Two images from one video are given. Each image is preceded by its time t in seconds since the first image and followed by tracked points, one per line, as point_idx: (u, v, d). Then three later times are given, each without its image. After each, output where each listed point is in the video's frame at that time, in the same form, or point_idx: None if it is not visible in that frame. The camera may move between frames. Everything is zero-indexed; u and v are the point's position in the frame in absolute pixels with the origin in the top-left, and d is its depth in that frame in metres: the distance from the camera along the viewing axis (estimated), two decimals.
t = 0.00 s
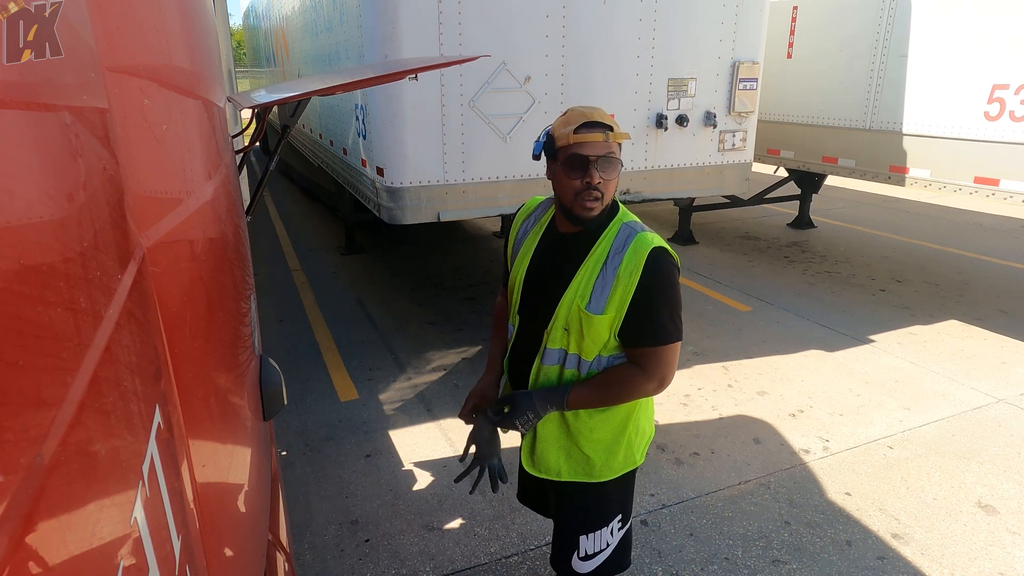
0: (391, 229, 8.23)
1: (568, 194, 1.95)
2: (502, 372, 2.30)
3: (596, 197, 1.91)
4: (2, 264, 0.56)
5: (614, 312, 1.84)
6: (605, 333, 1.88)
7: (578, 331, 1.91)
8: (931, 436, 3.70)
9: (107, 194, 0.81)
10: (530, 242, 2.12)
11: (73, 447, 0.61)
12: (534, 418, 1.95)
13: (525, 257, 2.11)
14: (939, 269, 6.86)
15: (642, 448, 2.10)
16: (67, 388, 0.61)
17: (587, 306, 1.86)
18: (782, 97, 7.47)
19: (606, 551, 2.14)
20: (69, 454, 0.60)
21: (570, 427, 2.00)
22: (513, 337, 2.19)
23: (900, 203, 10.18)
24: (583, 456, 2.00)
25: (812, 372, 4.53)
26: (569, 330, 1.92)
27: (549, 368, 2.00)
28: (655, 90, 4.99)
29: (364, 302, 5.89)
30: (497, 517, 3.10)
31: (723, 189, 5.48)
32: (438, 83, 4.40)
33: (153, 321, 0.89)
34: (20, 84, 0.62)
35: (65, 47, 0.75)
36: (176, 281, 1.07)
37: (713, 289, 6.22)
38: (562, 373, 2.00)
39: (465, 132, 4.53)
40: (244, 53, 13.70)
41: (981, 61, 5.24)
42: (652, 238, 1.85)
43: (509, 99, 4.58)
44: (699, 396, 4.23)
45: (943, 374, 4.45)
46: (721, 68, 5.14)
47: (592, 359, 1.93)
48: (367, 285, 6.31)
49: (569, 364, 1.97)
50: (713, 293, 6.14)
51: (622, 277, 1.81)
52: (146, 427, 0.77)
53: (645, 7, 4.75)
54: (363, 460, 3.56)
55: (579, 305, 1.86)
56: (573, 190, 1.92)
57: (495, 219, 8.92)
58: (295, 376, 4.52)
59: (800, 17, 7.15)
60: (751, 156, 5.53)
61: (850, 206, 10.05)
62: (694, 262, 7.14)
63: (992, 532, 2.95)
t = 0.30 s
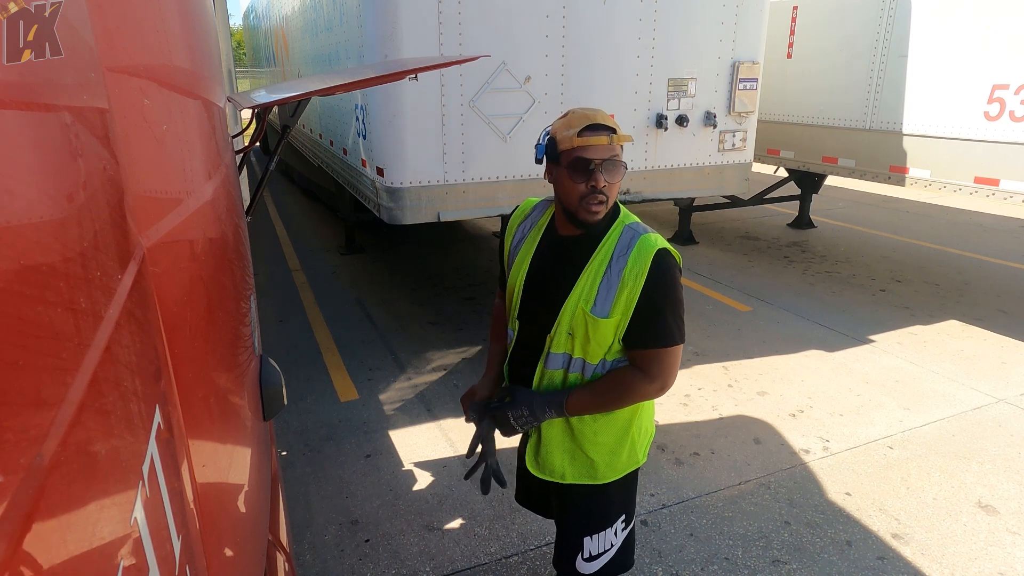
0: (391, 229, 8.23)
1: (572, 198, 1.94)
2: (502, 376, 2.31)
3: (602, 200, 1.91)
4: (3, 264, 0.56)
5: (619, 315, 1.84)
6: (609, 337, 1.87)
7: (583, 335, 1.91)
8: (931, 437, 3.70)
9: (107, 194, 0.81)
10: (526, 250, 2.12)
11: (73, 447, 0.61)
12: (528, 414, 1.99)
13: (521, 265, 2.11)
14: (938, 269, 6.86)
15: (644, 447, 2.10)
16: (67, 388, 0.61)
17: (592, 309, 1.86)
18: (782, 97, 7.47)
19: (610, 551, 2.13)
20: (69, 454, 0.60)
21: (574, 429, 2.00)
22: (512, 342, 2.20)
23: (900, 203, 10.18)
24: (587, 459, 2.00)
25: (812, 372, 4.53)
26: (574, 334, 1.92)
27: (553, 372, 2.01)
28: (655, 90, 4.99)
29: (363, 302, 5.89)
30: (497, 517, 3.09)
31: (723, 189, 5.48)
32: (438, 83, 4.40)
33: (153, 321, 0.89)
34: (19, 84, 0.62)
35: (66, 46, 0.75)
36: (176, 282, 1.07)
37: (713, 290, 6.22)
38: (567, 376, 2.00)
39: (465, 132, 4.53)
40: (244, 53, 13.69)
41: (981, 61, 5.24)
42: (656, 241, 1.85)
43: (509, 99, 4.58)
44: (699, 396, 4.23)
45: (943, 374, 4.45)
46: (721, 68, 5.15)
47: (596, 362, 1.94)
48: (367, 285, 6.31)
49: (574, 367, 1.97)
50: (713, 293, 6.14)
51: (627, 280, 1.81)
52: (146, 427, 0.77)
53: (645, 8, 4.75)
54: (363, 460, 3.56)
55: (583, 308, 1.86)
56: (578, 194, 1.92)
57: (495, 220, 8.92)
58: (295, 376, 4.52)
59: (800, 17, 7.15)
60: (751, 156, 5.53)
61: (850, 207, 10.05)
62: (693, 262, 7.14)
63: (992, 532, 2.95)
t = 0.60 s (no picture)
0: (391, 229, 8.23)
1: (571, 199, 1.94)
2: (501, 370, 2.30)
3: (601, 201, 1.91)
4: (3, 264, 0.56)
5: (614, 313, 1.84)
6: (603, 336, 1.87)
7: (578, 332, 1.91)
8: (931, 436, 3.70)
9: (107, 194, 0.81)
10: (525, 252, 2.12)
11: (73, 447, 0.61)
12: (513, 400, 2.01)
13: (521, 267, 2.11)
14: (938, 269, 6.86)
15: (644, 447, 2.10)
16: (67, 388, 0.61)
17: (587, 307, 1.86)
18: (782, 97, 7.47)
19: (613, 552, 2.13)
20: (68, 454, 0.60)
21: (571, 425, 2.00)
22: (511, 344, 2.19)
23: (900, 203, 10.17)
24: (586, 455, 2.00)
25: (812, 372, 4.53)
26: (570, 332, 1.93)
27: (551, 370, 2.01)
28: (655, 91, 4.99)
29: (364, 302, 5.90)
30: (497, 517, 3.09)
31: (723, 189, 5.48)
32: (438, 83, 4.40)
33: (153, 321, 0.89)
34: (19, 84, 0.62)
35: (66, 47, 0.75)
36: (176, 281, 1.07)
37: (713, 290, 6.22)
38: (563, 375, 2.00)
39: (465, 132, 4.53)
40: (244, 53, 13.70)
41: (981, 61, 5.24)
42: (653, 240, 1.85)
43: (509, 99, 4.58)
44: (700, 396, 4.23)
45: (943, 374, 4.45)
46: (721, 68, 5.15)
47: (592, 361, 1.94)
48: (368, 285, 6.31)
49: (571, 365, 1.97)
50: (713, 293, 6.14)
51: (621, 278, 1.82)
52: (146, 427, 0.77)
53: (645, 8, 4.75)
54: (363, 460, 3.56)
55: (579, 305, 1.87)
56: (577, 195, 1.92)
57: (495, 220, 8.92)
58: (295, 376, 4.52)
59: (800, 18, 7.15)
60: (751, 157, 5.53)
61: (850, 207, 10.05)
62: (693, 262, 7.14)
63: (992, 532, 2.95)
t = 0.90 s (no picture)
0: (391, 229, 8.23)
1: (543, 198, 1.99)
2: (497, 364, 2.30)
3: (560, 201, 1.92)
4: (3, 264, 0.56)
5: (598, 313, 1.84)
6: (586, 336, 1.87)
7: (564, 330, 1.92)
8: (932, 436, 3.70)
9: (107, 194, 0.81)
10: (528, 243, 2.12)
11: (73, 448, 0.61)
12: (495, 386, 2.00)
13: (523, 258, 2.11)
14: (939, 269, 6.86)
15: (637, 457, 2.08)
16: (67, 389, 0.61)
17: (573, 306, 1.87)
18: (782, 97, 7.47)
19: (603, 559, 2.12)
20: (69, 454, 0.60)
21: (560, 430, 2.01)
22: (509, 337, 2.20)
23: (900, 203, 10.17)
24: (574, 461, 1.99)
25: (812, 372, 4.53)
26: (557, 329, 1.93)
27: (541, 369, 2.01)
28: (655, 91, 4.99)
29: (364, 302, 5.89)
30: (497, 517, 3.09)
31: (723, 189, 5.48)
32: (438, 84, 4.40)
33: (153, 321, 0.89)
34: (20, 84, 0.62)
35: (65, 47, 0.75)
36: (176, 281, 1.06)
37: (713, 290, 6.22)
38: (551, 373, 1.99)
39: (465, 132, 4.53)
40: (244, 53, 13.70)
41: (981, 61, 5.24)
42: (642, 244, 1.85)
43: (509, 99, 4.58)
44: (700, 396, 4.23)
45: (943, 374, 4.45)
46: (721, 68, 5.14)
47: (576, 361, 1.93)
48: (368, 285, 6.31)
49: (558, 366, 1.96)
50: (714, 293, 6.14)
51: (606, 278, 1.82)
52: (146, 427, 0.77)
53: (645, 8, 4.75)
54: (363, 460, 3.57)
55: (565, 303, 1.88)
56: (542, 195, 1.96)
57: (495, 220, 8.92)
58: (295, 376, 4.52)
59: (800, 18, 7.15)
60: (751, 157, 5.52)
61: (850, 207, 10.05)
62: (693, 262, 7.14)
63: (992, 532, 2.95)
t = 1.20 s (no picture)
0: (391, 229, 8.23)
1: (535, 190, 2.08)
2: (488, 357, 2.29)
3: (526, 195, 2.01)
4: (3, 264, 0.56)
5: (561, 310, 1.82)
6: (548, 330, 1.86)
7: (534, 322, 1.92)
8: (931, 436, 3.70)
9: (107, 195, 0.81)
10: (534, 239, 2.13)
11: (74, 447, 0.61)
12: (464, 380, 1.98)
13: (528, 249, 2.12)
14: (939, 269, 6.86)
15: (608, 473, 1.99)
16: (67, 389, 0.61)
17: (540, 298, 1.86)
18: (782, 97, 7.48)
19: (569, 564, 2.07)
20: (69, 454, 0.61)
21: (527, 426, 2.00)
22: (503, 325, 2.20)
23: (900, 203, 10.18)
24: (536, 459, 1.98)
25: (812, 372, 4.53)
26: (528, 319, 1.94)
27: (514, 360, 2.01)
28: (655, 91, 4.99)
29: (364, 302, 5.89)
30: (497, 517, 3.09)
31: (723, 189, 5.48)
32: (438, 84, 4.40)
33: (153, 322, 0.89)
34: (19, 84, 0.62)
35: (65, 47, 0.75)
36: (175, 281, 1.06)
37: (713, 290, 6.22)
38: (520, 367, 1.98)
39: (464, 132, 4.53)
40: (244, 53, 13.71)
41: (981, 61, 5.24)
42: (616, 247, 1.79)
43: (509, 99, 4.58)
44: (700, 396, 4.23)
45: (943, 374, 4.45)
46: (721, 68, 5.14)
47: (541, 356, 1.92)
48: (368, 285, 6.31)
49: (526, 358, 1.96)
50: (714, 293, 6.14)
51: (570, 275, 1.79)
52: (146, 427, 0.77)
53: (645, 8, 4.75)
54: (363, 460, 3.57)
55: (534, 294, 1.88)
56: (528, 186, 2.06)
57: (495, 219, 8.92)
58: (295, 376, 4.52)
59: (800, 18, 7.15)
60: (751, 156, 5.52)
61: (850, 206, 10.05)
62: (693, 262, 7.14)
63: (992, 531, 2.95)
